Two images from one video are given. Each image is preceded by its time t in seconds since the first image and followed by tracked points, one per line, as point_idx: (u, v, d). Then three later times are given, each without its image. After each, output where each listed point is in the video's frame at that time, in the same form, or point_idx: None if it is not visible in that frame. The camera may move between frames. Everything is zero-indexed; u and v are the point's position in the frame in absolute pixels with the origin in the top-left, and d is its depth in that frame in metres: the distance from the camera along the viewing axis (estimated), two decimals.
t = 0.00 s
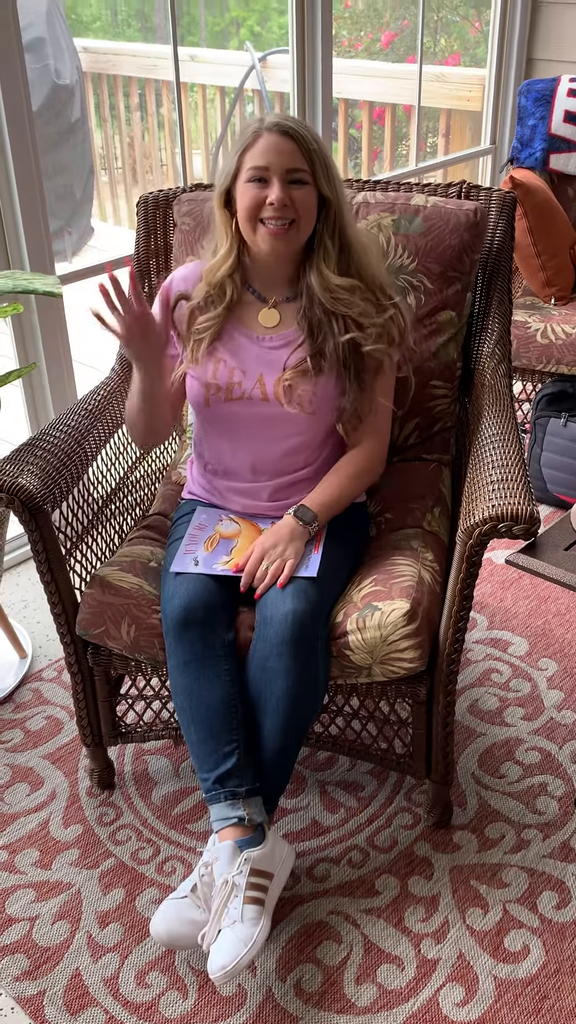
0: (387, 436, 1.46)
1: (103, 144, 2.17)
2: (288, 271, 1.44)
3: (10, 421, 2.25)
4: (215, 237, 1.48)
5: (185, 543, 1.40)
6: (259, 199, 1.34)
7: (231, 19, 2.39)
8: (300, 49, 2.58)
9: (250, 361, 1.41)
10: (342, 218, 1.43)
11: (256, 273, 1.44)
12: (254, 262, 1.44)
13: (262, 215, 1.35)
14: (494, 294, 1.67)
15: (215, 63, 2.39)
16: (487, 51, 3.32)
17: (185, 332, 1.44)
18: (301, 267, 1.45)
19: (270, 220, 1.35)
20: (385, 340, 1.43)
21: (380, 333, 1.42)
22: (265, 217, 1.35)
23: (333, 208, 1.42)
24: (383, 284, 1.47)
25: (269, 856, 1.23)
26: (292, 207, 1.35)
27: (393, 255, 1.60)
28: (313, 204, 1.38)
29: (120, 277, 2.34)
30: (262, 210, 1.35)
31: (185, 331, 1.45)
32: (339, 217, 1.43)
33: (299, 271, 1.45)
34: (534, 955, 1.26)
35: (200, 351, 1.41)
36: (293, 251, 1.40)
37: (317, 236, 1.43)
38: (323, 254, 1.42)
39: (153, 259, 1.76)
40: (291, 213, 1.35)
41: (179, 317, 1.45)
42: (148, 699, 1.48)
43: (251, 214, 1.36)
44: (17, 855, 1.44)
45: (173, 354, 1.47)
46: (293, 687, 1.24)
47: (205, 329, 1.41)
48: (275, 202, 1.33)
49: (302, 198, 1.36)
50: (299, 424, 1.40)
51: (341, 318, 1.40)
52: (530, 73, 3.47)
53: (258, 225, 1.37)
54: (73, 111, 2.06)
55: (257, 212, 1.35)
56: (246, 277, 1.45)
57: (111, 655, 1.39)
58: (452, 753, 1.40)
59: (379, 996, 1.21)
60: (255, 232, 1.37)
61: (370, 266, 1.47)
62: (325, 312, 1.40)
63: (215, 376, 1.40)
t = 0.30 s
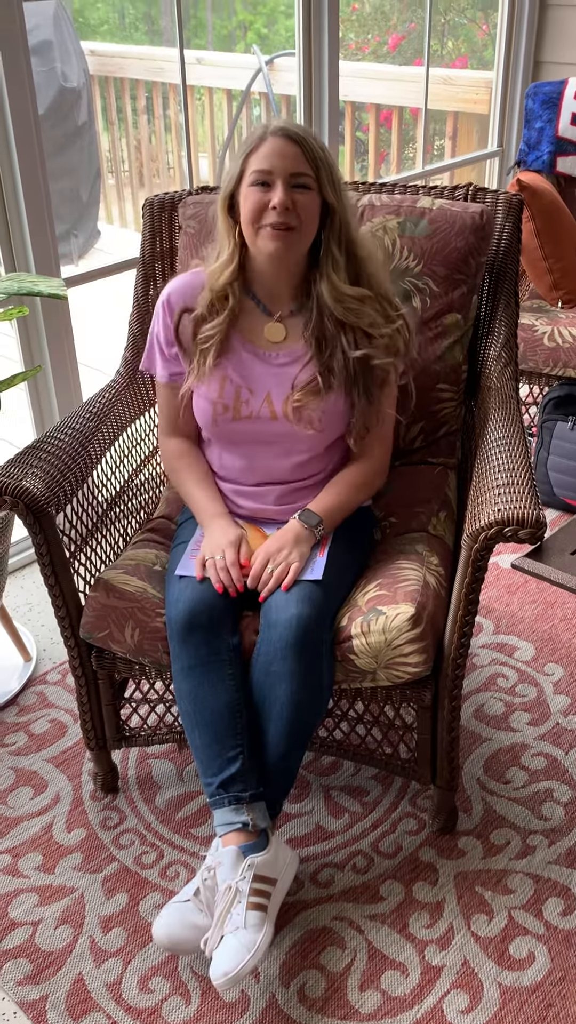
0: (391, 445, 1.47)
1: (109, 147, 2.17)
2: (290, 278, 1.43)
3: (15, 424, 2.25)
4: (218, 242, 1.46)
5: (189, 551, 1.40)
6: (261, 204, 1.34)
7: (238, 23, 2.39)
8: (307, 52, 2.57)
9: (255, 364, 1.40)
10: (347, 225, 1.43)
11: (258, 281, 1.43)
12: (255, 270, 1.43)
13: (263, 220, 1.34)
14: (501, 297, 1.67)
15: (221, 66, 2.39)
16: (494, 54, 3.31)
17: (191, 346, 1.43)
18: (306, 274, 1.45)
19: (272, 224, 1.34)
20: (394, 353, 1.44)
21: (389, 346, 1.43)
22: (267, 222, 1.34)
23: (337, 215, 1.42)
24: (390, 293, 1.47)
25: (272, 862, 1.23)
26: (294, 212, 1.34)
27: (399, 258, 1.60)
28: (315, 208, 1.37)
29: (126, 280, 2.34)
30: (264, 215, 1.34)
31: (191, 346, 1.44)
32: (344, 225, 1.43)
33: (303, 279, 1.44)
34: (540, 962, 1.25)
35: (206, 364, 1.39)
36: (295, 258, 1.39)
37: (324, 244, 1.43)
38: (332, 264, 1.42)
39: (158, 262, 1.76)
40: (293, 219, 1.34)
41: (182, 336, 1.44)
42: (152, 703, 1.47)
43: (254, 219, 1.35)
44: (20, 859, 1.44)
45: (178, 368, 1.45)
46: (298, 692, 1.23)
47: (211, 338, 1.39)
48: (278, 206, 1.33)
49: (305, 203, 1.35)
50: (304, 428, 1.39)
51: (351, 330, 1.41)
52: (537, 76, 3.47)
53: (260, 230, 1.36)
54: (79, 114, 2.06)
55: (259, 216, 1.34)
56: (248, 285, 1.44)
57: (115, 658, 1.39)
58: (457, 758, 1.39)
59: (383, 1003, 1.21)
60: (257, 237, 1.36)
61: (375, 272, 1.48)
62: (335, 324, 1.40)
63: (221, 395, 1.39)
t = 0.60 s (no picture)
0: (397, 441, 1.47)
1: (117, 141, 2.18)
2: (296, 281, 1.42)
3: (23, 418, 2.26)
4: (217, 246, 1.45)
5: (196, 546, 1.41)
6: (261, 216, 1.33)
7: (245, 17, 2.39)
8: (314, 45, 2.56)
9: (261, 357, 1.40)
10: (348, 231, 1.41)
11: (263, 285, 1.43)
12: (259, 275, 1.42)
13: (264, 231, 1.33)
14: (508, 289, 1.66)
15: (228, 59, 2.39)
16: (502, 46, 3.30)
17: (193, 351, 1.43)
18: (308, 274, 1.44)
19: (272, 237, 1.33)
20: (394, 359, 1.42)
21: (389, 352, 1.41)
22: (268, 233, 1.33)
23: (339, 222, 1.40)
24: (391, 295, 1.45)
25: (278, 853, 1.23)
26: (294, 223, 1.33)
27: (405, 250, 1.59)
28: (317, 217, 1.36)
29: (133, 273, 2.34)
30: (265, 226, 1.33)
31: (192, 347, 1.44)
32: (345, 230, 1.41)
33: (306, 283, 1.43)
34: (546, 954, 1.25)
35: (208, 366, 1.39)
36: (298, 265, 1.38)
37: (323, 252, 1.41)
38: (330, 273, 1.41)
39: (165, 254, 1.76)
40: (294, 229, 1.33)
41: (185, 334, 1.44)
42: (159, 695, 1.48)
43: (254, 230, 1.34)
44: (29, 850, 1.44)
45: (178, 369, 1.46)
46: (304, 684, 1.23)
47: (212, 346, 1.39)
48: (277, 218, 1.32)
49: (306, 212, 1.34)
50: (311, 421, 1.39)
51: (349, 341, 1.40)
52: (545, 67, 3.45)
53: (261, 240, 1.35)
54: (86, 108, 2.06)
55: (259, 227, 1.33)
56: (253, 288, 1.44)
57: (122, 651, 1.39)
58: (464, 751, 1.39)
59: (389, 994, 1.21)
60: (258, 249, 1.35)
61: (378, 277, 1.45)
62: (334, 334, 1.39)
63: (224, 392, 1.40)
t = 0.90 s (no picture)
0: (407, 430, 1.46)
1: (124, 131, 2.17)
2: (304, 268, 1.42)
3: (31, 408, 2.26)
4: (226, 231, 1.45)
5: (205, 536, 1.41)
6: (271, 201, 1.32)
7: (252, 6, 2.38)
8: (322, 34, 2.55)
9: (271, 346, 1.40)
10: (358, 218, 1.41)
11: (270, 273, 1.42)
12: (266, 263, 1.42)
13: (273, 216, 1.33)
14: (518, 278, 1.65)
15: (236, 48, 2.38)
16: (511, 34, 3.27)
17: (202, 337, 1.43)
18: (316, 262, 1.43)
19: (282, 222, 1.32)
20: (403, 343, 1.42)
21: (397, 336, 1.41)
22: (277, 218, 1.33)
23: (348, 208, 1.39)
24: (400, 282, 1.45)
25: (286, 843, 1.23)
26: (304, 209, 1.32)
27: (415, 239, 1.59)
28: (327, 203, 1.35)
29: (141, 264, 2.33)
30: (274, 212, 1.32)
31: (200, 333, 1.43)
32: (354, 217, 1.40)
33: (313, 271, 1.42)
34: (555, 944, 1.25)
35: (217, 354, 1.39)
36: (307, 252, 1.38)
37: (332, 238, 1.41)
38: (337, 259, 1.40)
39: (173, 243, 1.76)
40: (304, 216, 1.33)
41: (192, 321, 1.43)
42: (169, 684, 1.48)
43: (263, 216, 1.34)
44: (39, 839, 1.45)
45: (187, 358, 1.45)
46: (312, 673, 1.24)
47: (220, 331, 1.38)
48: (287, 204, 1.31)
49: (315, 199, 1.33)
50: (321, 410, 1.39)
51: (359, 325, 1.39)
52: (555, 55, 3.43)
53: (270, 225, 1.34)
54: (94, 98, 2.05)
55: (269, 212, 1.33)
56: (261, 276, 1.43)
57: (132, 640, 1.40)
58: (473, 741, 1.39)
59: (398, 982, 1.21)
60: (267, 234, 1.35)
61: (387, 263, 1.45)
62: (342, 319, 1.38)
63: (232, 382, 1.40)
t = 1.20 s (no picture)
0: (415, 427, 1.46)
1: (130, 123, 2.17)
2: (313, 262, 1.41)
3: (37, 401, 2.27)
4: (238, 224, 1.45)
5: (211, 529, 1.41)
6: (284, 191, 1.32)
7: None
8: (329, 26, 2.54)
9: (277, 339, 1.40)
10: (370, 213, 1.41)
11: (280, 267, 1.42)
12: (276, 256, 1.41)
13: (286, 207, 1.33)
14: (524, 270, 1.65)
15: (242, 41, 2.37)
16: (518, 26, 3.26)
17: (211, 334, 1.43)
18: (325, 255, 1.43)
19: (294, 213, 1.32)
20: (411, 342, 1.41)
21: (406, 334, 1.40)
22: (289, 210, 1.32)
23: (360, 202, 1.39)
24: (411, 282, 1.45)
25: (293, 833, 1.24)
26: (316, 201, 1.32)
27: (421, 232, 1.58)
28: (339, 196, 1.35)
29: (147, 256, 2.33)
30: (286, 202, 1.32)
31: (210, 332, 1.43)
32: (365, 212, 1.40)
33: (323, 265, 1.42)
34: (558, 935, 1.25)
35: (227, 351, 1.39)
36: (317, 245, 1.37)
37: (344, 232, 1.41)
38: (349, 253, 1.40)
39: (180, 235, 1.76)
40: (315, 208, 1.33)
41: (203, 320, 1.43)
42: (175, 676, 1.48)
43: (276, 206, 1.33)
44: (45, 829, 1.46)
45: (197, 356, 1.45)
46: (318, 665, 1.24)
47: (231, 326, 1.38)
48: (300, 194, 1.31)
49: (327, 191, 1.33)
50: (328, 403, 1.39)
51: (368, 321, 1.39)
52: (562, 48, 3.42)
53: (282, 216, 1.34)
54: (99, 90, 2.05)
55: (281, 203, 1.33)
56: (269, 271, 1.43)
57: (138, 632, 1.40)
58: (478, 734, 1.39)
59: (402, 973, 1.22)
60: (278, 225, 1.34)
61: (397, 259, 1.44)
62: (351, 314, 1.38)
63: (242, 380, 1.39)
